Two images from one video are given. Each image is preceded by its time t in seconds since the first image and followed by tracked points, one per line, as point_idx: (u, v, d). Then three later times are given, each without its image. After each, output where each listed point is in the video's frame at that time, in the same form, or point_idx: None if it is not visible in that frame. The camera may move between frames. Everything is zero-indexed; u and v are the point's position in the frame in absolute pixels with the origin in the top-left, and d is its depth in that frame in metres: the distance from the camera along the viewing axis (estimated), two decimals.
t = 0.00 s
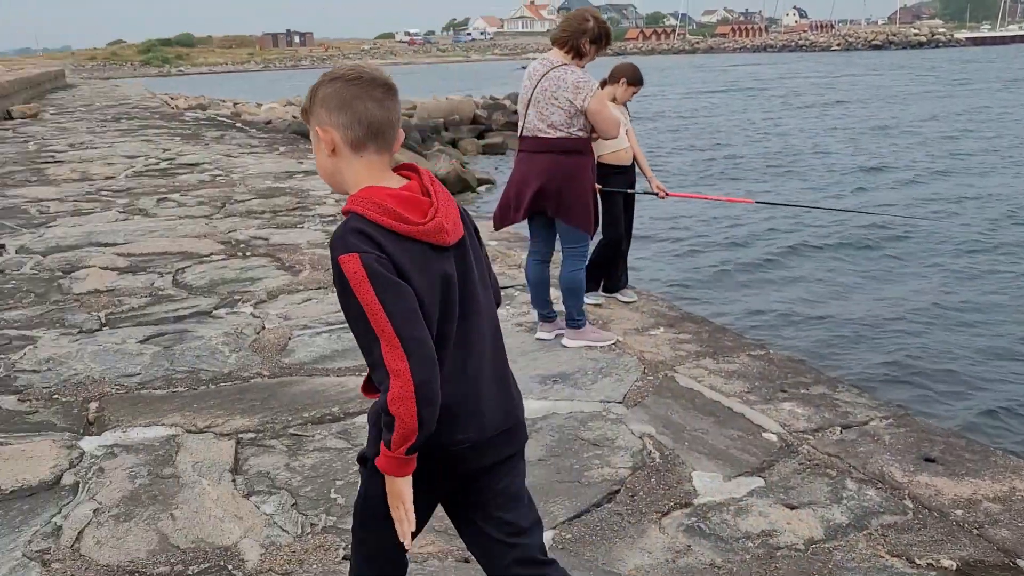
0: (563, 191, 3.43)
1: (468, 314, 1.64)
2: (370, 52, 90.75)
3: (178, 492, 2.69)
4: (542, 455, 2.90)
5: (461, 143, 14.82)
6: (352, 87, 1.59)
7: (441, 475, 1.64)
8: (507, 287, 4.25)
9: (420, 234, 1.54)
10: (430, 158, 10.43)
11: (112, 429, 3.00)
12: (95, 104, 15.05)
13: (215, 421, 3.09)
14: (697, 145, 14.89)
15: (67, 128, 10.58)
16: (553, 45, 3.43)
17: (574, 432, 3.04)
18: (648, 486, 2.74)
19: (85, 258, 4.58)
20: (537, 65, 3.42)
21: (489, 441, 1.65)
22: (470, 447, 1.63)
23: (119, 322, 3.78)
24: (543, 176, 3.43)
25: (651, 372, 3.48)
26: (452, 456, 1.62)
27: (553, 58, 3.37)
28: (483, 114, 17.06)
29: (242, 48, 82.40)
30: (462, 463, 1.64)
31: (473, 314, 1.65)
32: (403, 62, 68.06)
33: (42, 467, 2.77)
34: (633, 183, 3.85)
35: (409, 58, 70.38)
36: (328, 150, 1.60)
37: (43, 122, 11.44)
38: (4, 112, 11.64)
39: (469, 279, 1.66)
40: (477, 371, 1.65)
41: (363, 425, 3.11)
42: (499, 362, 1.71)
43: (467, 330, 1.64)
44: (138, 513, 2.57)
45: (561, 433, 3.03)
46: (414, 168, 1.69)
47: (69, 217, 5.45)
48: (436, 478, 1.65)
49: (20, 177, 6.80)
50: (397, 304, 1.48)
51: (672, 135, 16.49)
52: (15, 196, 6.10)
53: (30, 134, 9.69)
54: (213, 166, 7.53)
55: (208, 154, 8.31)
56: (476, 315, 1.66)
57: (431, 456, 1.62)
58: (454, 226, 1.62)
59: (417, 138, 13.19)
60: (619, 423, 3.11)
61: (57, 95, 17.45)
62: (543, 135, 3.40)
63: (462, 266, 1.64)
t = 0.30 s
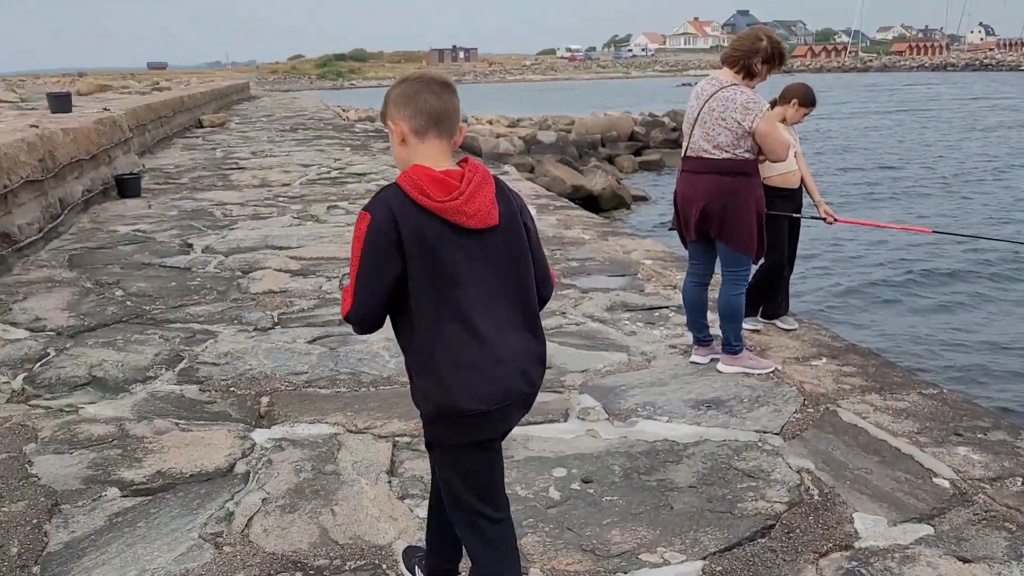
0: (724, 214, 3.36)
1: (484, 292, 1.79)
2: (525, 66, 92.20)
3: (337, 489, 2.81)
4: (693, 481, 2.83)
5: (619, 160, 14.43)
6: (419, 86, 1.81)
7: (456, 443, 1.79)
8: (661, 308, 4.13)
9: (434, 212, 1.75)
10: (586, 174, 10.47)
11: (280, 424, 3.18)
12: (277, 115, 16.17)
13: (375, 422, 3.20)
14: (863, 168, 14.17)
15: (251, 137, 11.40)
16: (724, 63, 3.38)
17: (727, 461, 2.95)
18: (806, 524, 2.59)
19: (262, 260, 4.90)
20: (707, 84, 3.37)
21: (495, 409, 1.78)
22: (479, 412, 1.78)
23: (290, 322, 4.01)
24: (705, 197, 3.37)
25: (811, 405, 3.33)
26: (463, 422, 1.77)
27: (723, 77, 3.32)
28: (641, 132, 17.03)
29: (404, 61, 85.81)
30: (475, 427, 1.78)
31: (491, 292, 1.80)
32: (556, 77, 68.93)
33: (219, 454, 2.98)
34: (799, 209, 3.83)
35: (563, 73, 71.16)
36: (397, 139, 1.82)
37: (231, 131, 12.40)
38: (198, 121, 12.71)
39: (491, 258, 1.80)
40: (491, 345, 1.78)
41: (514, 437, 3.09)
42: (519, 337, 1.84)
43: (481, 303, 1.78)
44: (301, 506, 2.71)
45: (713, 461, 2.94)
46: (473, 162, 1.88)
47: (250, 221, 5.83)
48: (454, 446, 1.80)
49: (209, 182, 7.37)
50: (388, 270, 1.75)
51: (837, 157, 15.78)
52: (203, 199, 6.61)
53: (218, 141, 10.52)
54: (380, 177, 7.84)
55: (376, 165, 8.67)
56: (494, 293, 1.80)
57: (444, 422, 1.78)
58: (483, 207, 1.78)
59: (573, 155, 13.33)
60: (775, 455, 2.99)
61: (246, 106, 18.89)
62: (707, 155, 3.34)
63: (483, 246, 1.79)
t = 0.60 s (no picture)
0: (858, 238, 3.22)
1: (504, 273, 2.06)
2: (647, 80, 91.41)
3: (451, 498, 2.84)
4: (816, 517, 2.70)
5: (744, 179, 14.10)
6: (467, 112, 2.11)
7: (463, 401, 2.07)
8: (786, 333, 4.00)
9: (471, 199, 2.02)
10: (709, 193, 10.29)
11: (398, 430, 3.25)
12: (407, 128, 16.69)
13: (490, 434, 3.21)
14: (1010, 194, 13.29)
15: (381, 148, 11.80)
16: (863, 84, 3.26)
17: (852, 497, 2.80)
18: (938, 570, 2.42)
19: (386, 269, 5.05)
20: (846, 104, 3.25)
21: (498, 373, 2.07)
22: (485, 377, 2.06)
23: (411, 331, 4.11)
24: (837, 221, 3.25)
25: (947, 444, 3.13)
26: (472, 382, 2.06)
27: (863, 98, 3.19)
28: (768, 151, 16.60)
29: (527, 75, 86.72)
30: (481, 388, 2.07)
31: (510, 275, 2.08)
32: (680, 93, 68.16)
33: (340, 456, 3.07)
34: (940, 236, 3.66)
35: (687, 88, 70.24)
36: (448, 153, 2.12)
37: (362, 142, 12.87)
38: (332, 132, 13.25)
39: (513, 246, 2.08)
40: (509, 320, 2.06)
41: (628, 458, 3.04)
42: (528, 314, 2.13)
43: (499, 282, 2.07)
44: (417, 513, 2.76)
45: (837, 497, 2.80)
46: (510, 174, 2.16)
47: (377, 230, 6.01)
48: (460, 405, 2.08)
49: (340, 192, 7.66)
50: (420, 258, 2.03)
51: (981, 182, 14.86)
52: (334, 207, 6.87)
53: (350, 152, 10.93)
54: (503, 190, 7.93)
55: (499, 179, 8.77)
56: (513, 276, 2.08)
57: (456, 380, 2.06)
58: (512, 203, 2.06)
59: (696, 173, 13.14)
60: (905, 494, 2.82)
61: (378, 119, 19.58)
62: (842, 178, 3.21)
63: (508, 236, 2.07)
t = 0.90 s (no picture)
0: (960, 253, 3.10)
1: (533, 243, 2.37)
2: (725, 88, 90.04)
3: (535, 507, 2.84)
4: (912, 541, 2.58)
5: (830, 190, 13.74)
6: (497, 98, 2.41)
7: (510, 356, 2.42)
8: (879, 349, 3.88)
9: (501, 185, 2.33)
10: (794, 203, 10.07)
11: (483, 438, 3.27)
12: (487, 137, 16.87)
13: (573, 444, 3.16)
14: None
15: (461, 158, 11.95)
16: (967, 94, 3.15)
17: (952, 522, 2.67)
18: None
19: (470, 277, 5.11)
20: (948, 114, 3.14)
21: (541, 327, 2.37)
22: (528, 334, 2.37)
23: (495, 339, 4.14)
24: (937, 234, 3.13)
25: None
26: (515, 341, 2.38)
27: (967, 107, 3.08)
28: (857, 161, 16.18)
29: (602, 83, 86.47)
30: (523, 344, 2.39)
31: (540, 242, 2.38)
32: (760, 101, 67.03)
33: (425, 462, 3.10)
34: None
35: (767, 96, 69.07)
36: (483, 137, 2.42)
37: (443, 151, 13.06)
38: (415, 141, 13.49)
39: (541, 219, 2.38)
40: (537, 284, 2.36)
41: (715, 473, 2.98)
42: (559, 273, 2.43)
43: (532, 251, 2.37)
44: (502, 522, 2.75)
45: (935, 521, 2.68)
46: (536, 153, 2.45)
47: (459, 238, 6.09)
48: (508, 361, 2.44)
49: (423, 200, 7.79)
50: (469, 236, 2.28)
51: None
52: (418, 215, 6.99)
53: (432, 161, 11.09)
54: (584, 200, 7.91)
55: (580, 188, 8.77)
56: (543, 244, 2.38)
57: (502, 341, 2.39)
58: (536, 181, 2.36)
59: (780, 183, 12.90)
60: (1009, 521, 2.68)
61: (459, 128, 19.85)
62: (944, 190, 3.10)
63: (537, 210, 2.37)
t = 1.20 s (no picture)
0: None
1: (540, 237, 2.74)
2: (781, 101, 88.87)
3: (596, 522, 2.73)
4: (986, 570, 2.45)
5: (893, 206, 13.47)
6: (519, 110, 2.77)
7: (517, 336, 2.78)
8: (949, 371, 3.78)
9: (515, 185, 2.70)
10: (858, 220, 9.88)
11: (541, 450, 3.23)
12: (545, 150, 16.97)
13: (633, 460, 3.12)
14: None
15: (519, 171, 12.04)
16: None
17: None
18: None
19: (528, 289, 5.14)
20: None
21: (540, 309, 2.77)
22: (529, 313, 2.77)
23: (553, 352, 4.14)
24: (1015, 254, 3.05)
25: None
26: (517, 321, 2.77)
27: None
28: (924, 177, 15.83)
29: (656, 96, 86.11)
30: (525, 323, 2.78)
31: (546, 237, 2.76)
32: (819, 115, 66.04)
33: (484, 474, 3.07)
34: None
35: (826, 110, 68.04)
36: (505, 141, 2.78)
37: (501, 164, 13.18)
38: (474, 153, 13.62)
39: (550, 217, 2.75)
40: (544, 273, 2.74)
41: (779, 493, 2.89)
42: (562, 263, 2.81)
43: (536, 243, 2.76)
44: (561, 536, 2.67)
45: (1010, 550, 2.55)
46: (551, 158, 2.79)
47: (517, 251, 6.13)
48: (515, 339, 2.81)
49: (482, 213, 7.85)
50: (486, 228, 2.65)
51: None
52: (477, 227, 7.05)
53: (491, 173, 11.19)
54: (642, 213, 7.89)
55: (638, 202, 8.74)
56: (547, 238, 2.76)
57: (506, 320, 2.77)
58: (548, 182, 2.72)
59: (844, 199, 12.70)
60: None
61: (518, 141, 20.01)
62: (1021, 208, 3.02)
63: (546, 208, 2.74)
